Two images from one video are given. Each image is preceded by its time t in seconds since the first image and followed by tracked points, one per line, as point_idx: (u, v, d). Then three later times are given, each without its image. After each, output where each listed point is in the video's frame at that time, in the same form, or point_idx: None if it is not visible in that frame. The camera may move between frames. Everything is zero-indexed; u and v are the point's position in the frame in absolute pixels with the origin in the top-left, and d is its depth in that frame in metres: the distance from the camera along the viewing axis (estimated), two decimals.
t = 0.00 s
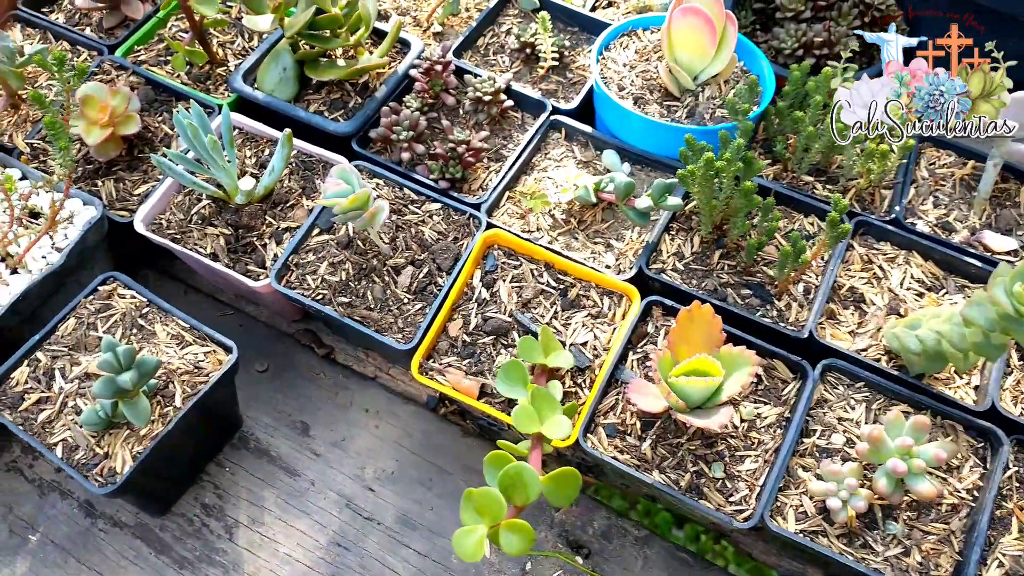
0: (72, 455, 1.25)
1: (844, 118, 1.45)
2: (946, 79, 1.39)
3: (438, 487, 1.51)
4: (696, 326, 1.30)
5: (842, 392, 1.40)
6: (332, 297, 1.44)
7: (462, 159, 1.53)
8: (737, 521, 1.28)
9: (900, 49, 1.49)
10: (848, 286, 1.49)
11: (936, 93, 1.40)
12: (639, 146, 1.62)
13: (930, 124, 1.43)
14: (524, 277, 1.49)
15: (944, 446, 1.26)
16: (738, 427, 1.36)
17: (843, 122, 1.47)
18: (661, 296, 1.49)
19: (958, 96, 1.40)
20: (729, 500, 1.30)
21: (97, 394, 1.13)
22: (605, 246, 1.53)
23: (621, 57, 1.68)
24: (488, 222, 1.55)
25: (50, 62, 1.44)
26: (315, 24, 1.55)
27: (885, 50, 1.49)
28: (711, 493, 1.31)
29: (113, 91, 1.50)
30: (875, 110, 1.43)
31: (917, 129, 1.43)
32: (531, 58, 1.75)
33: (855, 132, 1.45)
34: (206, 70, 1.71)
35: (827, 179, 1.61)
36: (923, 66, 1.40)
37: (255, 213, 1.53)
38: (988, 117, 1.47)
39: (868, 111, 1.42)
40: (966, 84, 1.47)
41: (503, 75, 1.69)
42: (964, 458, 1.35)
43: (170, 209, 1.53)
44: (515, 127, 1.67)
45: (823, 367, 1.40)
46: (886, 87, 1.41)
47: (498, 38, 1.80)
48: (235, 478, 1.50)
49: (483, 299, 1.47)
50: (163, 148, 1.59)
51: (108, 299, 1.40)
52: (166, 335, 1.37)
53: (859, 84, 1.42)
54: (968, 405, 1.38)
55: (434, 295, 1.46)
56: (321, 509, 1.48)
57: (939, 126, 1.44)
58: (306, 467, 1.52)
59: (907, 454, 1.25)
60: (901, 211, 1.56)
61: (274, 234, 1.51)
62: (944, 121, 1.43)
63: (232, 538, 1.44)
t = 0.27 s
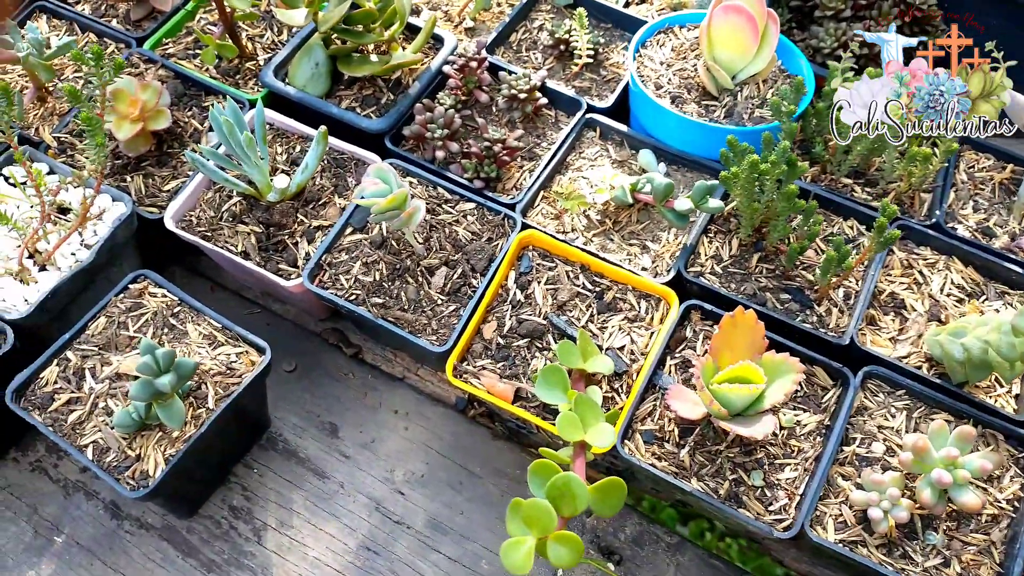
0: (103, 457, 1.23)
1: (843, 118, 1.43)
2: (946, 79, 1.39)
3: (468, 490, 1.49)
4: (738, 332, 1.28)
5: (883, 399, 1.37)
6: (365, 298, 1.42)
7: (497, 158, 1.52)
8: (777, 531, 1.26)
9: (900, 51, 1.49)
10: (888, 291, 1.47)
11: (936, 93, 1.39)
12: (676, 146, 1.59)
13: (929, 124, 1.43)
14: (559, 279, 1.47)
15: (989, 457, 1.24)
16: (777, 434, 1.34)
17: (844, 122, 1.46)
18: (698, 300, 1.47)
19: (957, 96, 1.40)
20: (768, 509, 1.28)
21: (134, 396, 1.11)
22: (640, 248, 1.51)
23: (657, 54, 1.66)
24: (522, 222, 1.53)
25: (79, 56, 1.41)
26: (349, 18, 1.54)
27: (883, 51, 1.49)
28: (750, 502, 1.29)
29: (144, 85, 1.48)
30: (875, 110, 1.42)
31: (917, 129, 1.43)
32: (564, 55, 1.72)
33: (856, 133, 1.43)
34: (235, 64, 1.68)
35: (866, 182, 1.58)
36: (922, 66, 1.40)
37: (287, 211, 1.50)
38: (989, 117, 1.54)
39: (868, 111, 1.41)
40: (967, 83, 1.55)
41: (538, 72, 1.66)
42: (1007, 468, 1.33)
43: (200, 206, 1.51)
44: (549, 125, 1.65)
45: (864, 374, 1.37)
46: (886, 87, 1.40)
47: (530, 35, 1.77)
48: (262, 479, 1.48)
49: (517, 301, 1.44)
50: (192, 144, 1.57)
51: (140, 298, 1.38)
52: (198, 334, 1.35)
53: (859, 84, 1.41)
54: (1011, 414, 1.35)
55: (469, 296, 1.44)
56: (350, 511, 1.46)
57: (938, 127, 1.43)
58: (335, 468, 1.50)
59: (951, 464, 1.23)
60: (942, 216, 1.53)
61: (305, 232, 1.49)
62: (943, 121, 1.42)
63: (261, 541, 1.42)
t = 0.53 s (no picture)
0: (126, 479, 1.21)
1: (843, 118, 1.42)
2: (946, 79, 1.37)
3: (491, 508, 1.46)
4: (768, 350, 1.27)
5: (911, 417, 1.36)
6: (388, 314, 1.40)
7: (519, 172, 1.50)
8: (809, 551, 1.24)
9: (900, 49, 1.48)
10: (914, 307, 1.46)
11: (936, 93, 1.37)
12: (698, 159, 1.58)
13: (930, 124, 1.41)
14: (583, 294, 1.45)
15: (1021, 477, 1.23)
16: (807, 453, 1.33)
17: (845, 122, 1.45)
18: (723, 316, 1.46)
19: (958, 96, 1.38)
20: (798, 528, 1.27)
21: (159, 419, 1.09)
22: (664, 262, 1.49)
23: (678, 66, 1.64)
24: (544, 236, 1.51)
25: (97, 69, 1.39)
26: (369, 30, 1.53)
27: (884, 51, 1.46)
28: (780, 522, 1.28)
29: (161, 98, 1.46)
30: (875, 111, 1.41)
31: (918, 129, 1.41)
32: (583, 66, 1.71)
33: (855, 133, 1.43)
34: (251, 75, 1.66)
35: (889, 196, 1.58)
36: (923, 66, 1.39)
37: (306, 226, 1.48)
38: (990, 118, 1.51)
39: (868, 111, 1.40)
40: (967, 84, 1.54)
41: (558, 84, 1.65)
42: None
43: (218, 220, 1.49)
44: (569, 138, 1.63)
45: (893, 392, 1.37)
46: (886, 87, 1.39)
47: (549, 45, 1.75)
48: (282, 498, 1.46)
49: (541, 317, 1.43)
50: (209, 156, 1.55)
51: (159, 315, 1.36)
52: (219, 352, 1.33)
53: (858, 84, 1.40)
54: None
55: (492, 312, 1.42)
56: (372, 529, 1.44)
57: (938, 127, 1.41)
58: (356, 486, 1.48)
59: (984, 484, 1.22)
60: (966, 230, 1.52)
61: (325, 247, 1.47)
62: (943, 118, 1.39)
63: (283, 560, 1.40)
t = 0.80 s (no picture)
0: (147, 508, 1.19)
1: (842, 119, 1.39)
2: (946, 79, 1.35)
3: (512, 528, 1.45)
4: (793, 370, 1.27)
5: (936, 433, 1.35)
6: (407, 335, 1.38)
7: (537, 189, 1.49)
8: (837, 572, 1.24)
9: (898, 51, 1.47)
10: (936, 321, 1.45)
11: (936, 93, 1.35)
12: (715, 172, 1.57)
13: (930, 125, 1.38)
14: (603, 312, 1.44)
15: None
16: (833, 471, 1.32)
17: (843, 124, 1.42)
18: (744, 332, 1.45)
19: (958, 96, 1.35)
20: (826, 548, 1.26)
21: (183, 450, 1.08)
22: (684, 278, 1.48)
23: (694, 78, 1.63)
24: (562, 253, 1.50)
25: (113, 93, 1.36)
26: (382, 47, 1.51)
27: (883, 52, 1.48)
28: (808, 542, 1.27)
29: (173, 118, 1.43)
30: (875, 111, 1.38)
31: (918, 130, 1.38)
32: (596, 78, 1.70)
33: (855, 133, 1.39)
34: (262, 91, 1.65)
35: (908, 208, 1.57)
36: (923, 66, 1.37)
37: (322, 245, 1.47)
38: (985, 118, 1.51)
39: (869, 110, 1.37)
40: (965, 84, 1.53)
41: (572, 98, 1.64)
42: None
43: (232, 240, 1.47)
44: (585, 152, 1.62)
45: (917, 408, 1.36)
46: (886, 87, 1.37)
47: (561, 57, 1.74)
48: (303, 521, 1.44)
49: (562, 336, 1.41)
50: (222, 176, 1.53)
51: (177, 339, 1.34)
52: (238, 377, 1.31)
53: (858, 84, 1.38)
54: None
55: (512, 331, 1.40)
56: (394, 552, 1.42)
57: (938, 128, 1.38)
58: (376, 508, 1.46)
59: (1012, 502, 1.21)
60: (987, 242, 1.52)
61: (342, 267, 1.45)
62: (938, 115, 1.36)
63: None
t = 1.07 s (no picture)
0: (155, 542, 1.17)
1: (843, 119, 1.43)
2: (946, 79, 1.38)
3: (524, 549, 1.44)
4: (807, 386, 1.27)
5: (948, 444, 1.35)
6: (414, 356, 1.36)
7: (542, 206, 1.47)
8: None
9: (899, 52, 1.54)
10: (945, 331, 1.45)
11: (935, 93, 1.38)
12: (720, 185, 1.56)
13: (930, 124, 1.41)
14: (611, 328, 1.42)
15: None
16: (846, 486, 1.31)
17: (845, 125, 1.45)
18: (753, 347, 1.44)
19: (957, 96, 1.38)
20: (842, 565, 1.26)
21: (193, 485, 1.07)
22: (691, 292, 1.47)
23: (696, 90, 1.62)
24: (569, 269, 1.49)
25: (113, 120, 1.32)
26: (383, 64, 1.49)
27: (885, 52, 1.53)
28: (823, 559, 1.26)
29: (173, 139, 1.41)
30: (875, 111, 1.41)
31: (919, 130, 1.42)
32: (598, 90, 1.68)
33: (856, 133, 1.42)
34: (261, 109, 1.63)
35: (913, 216, 1.57)
36: (922, 67, 1.41)
37: (326, 266, 1.45)
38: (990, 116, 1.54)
39: (868, 110, 1.41)
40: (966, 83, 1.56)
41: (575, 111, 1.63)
42: None
43: (234, 263, 1.45)
44: (588, 165, 1.61)
45: (929, 420, 1.35)
46: (886, 87, 1.41)
47: (561, 69, 1.73)
48: (311, 547, 1.42)
49: (570, 353, 1.40)
50: (222, 197, 1.51)
51: (181, 367, 1.32)
52: (244, 404, 1.29)
53: (859, 84, 1.42)
54: None
55: (520, 350, 1.39)
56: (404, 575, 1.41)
57: (939, 127, 1.41)
58: (385, 531, 1.45)
59: None
60: (993, 250, 1.51)
61: (347, 288, 1.43)
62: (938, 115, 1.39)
63: None
